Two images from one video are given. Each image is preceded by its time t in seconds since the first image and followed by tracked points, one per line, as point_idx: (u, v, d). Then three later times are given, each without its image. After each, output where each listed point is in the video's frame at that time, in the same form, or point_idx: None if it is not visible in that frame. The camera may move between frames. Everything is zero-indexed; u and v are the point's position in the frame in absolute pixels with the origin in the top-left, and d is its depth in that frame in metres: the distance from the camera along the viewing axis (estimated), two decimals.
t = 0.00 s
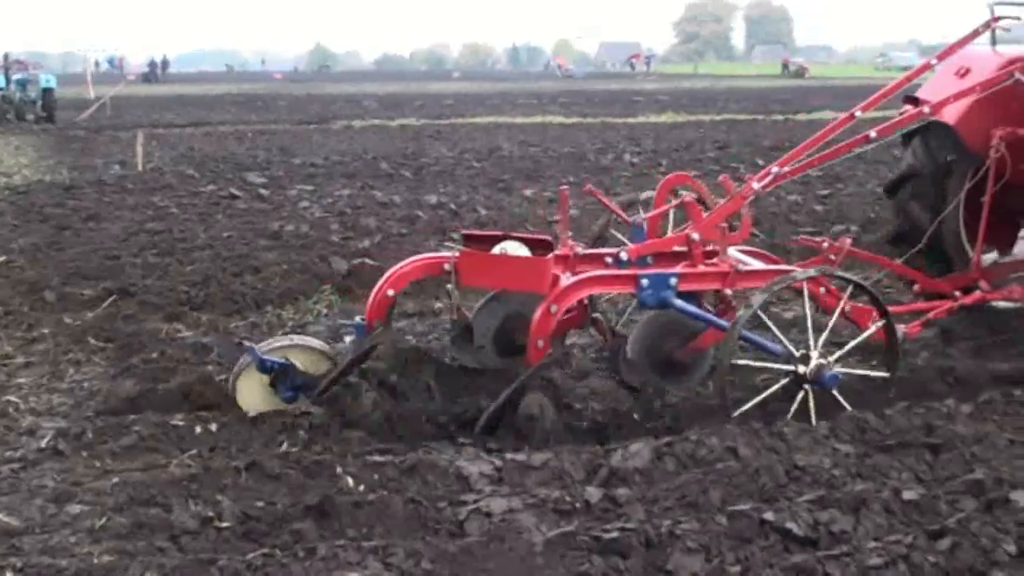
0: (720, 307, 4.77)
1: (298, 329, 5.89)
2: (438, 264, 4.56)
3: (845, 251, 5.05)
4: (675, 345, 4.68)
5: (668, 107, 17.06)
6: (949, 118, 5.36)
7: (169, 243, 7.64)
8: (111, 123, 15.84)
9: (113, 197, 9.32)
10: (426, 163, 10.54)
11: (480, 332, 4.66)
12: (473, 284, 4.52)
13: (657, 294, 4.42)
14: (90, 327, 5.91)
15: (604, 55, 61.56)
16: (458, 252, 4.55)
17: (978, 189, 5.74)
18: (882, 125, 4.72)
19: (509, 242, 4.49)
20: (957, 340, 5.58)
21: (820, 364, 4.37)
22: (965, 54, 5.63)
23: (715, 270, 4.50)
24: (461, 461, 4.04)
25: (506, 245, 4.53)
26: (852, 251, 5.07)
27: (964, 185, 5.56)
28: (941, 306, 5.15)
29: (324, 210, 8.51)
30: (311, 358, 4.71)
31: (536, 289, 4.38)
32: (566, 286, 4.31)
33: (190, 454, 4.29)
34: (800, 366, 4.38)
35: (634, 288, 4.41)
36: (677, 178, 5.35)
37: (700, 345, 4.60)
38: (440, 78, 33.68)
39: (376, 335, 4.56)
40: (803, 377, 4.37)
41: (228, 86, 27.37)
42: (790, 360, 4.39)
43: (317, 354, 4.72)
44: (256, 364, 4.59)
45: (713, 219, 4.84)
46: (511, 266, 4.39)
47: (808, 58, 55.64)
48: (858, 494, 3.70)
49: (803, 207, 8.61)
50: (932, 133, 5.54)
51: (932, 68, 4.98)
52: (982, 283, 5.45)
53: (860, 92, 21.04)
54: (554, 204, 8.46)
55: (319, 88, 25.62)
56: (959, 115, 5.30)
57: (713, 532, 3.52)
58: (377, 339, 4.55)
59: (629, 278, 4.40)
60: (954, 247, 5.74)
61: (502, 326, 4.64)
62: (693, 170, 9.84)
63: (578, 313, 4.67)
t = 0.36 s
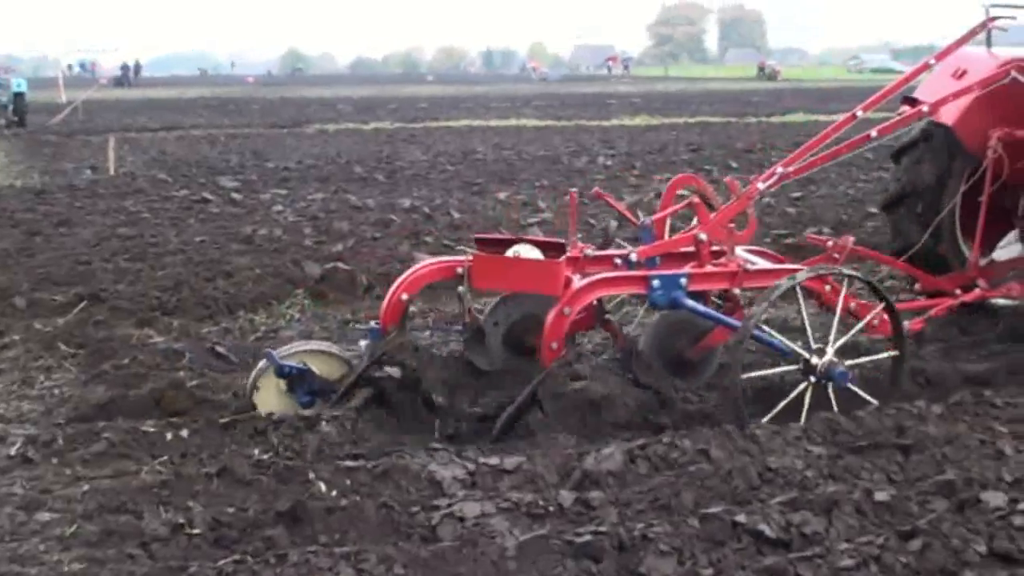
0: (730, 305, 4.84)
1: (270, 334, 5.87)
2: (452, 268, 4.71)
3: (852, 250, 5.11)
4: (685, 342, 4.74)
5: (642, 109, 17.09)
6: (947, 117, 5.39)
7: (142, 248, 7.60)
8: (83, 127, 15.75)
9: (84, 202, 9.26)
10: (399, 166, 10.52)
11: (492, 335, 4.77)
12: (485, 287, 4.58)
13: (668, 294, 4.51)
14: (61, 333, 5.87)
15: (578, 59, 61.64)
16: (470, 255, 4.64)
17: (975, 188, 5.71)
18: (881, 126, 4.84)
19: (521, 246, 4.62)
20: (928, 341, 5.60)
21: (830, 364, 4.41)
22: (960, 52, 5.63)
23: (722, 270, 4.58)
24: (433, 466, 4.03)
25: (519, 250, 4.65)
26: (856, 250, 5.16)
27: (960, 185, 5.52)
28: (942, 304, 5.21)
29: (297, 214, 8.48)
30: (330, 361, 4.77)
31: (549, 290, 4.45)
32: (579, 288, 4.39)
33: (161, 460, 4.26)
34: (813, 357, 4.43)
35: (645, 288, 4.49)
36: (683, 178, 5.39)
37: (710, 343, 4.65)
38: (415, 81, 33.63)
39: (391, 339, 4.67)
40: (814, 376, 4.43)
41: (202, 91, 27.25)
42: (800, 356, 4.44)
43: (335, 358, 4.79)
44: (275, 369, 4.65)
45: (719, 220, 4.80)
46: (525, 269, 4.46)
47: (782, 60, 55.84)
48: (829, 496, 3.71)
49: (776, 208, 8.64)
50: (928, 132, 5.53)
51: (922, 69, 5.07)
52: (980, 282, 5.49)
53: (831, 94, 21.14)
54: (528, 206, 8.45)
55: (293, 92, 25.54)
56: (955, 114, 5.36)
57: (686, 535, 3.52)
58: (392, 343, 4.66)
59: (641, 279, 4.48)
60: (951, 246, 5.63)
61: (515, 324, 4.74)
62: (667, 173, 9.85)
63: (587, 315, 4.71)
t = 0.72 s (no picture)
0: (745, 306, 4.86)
1: (247, 338, 5.85)
2: (472, 271, 4.71)
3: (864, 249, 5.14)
4: (699, 344, 4.81)
5: (619, 111, 17.12)
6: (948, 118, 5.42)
7: (118, 251, 7.56)
8: (60, 130, 15.68)
9: (60, 205, 9.21)
10: (377, 168, 10.51)
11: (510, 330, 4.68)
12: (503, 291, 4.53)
13: (685, 296, 4.51)
14: (35, 336, 5.84)
15: (557, 61, 61.72)
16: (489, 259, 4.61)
17: (976, 188, 5.75)
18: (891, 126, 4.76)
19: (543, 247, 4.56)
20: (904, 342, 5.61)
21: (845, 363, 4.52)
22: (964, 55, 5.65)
23: (738, 271, 4.58)
24: (410, 469, 4.02)
25: (539, 252, 4.63)
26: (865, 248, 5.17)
27: (961, 186, 5.60)
28: (949, 301, 5.23)
29: (274, 217, 8.46)
30: (353, 365, 4.76)
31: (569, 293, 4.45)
32: (597, 291, 4.40)
33: (136, 464, 4.24)
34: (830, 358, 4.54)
35: (662, 291, 4.49)
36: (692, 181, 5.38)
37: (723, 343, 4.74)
38: (394, 83, 33.61)
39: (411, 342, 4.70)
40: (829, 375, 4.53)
41: (179, 93, 27.14)
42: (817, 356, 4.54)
43: (358, 361, 4.78)
44: (299, 372, 4.64)
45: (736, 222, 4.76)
46: (545, 272, 4.45)
47: (759, 62, 56.03)
48: (805, 497, 3.72)
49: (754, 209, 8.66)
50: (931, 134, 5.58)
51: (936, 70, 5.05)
52: (981, 281, 5.48)
53: (807, 96, 21.24)
54: (507, 208, 8.45)
55: (271, 94, 25.49)
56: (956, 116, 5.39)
57: (662, 537, 3.53)
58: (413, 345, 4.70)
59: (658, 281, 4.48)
60: (951, 246, 5.72)
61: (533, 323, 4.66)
62: (645, 174, 9.87)
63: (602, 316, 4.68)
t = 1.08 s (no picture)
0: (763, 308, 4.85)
1: (224, 343, 5.82)
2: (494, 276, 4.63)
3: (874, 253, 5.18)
4: (716, 343, 4.86)
5: (597, 116, 17.13)
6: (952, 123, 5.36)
7: (93, 256, 7.52)
8: (35, 134, 15.58)
9: (36, 210, 9.16)
10: (355, 173, 10.48)
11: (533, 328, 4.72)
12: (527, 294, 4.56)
13: (705, 299, 4.50)
14: (9, 342, 5.80)
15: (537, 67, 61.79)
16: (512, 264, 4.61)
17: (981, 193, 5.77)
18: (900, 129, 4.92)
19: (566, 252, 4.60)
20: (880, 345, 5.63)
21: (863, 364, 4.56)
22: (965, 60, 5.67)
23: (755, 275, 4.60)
24: (386, 475, 4.01)
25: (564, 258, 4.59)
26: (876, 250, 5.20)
27: (964, 192, 5.60)
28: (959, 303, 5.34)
29: (251, 221, 8.44)
30: (378, 369, 4.71)
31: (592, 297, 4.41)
32: (620, 294, 4.37)
33: (110, 471, 4.21)
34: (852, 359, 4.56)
35: (682, 294, 4.50)
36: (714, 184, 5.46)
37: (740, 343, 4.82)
38: (372, 87, 33.57)
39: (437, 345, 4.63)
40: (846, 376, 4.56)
41: (156, 97, 27.01)
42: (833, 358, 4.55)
43: (382, 365, 4.73)
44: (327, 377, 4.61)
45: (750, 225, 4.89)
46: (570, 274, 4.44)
47: (737, 67, 56.18)
48: (781, 502, 3.73)
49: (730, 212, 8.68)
50: (935, 139, 5.51)
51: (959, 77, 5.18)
52: (985, 282, 5.58)
53: (784, 100, 21.30)
54: (485, 213, 8.45)
55: (250, 98, 25.44)
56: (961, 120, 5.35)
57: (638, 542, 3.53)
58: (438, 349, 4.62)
59: (678, 285, 4.49)
60: (955, 247, 5.75)
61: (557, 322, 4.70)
62: (623, 179, 9.88)
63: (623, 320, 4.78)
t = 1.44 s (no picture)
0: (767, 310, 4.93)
1: (191, 352, 5.79)
2: (504, 282, 4.75)
3: (874, 255, 5.29)
4: (721, 344, 4.78)
5: (569, 122, 17.15)
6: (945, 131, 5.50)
7: (60, 265, 7.46)
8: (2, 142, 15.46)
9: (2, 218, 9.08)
10: (324, 180, 10.45)
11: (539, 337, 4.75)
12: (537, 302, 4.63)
13: (711, 304, 4.58)
14: None
15: (508, 74, 61.83)
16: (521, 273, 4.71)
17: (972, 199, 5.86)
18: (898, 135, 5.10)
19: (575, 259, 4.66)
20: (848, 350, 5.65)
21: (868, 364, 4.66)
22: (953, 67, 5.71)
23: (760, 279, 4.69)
24: (353, 484, 3.99)
25: (574, 265, 4.62)
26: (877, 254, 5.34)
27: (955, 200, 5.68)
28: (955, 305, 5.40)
29: (220, 229, 8.40)
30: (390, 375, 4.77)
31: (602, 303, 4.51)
32: (628, 300, 4.47)
33: (76, 481, 4.17)
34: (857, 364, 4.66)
35: (689, 299, 4.57)
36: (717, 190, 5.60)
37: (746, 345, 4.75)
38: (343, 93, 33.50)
39: (450, 351, 4.72)
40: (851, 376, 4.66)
41: (126, 104, 26.86)
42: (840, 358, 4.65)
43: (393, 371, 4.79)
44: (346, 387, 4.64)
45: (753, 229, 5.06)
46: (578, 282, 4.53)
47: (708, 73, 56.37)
48: (749, 508, 3.73)
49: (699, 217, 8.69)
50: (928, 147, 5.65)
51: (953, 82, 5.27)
52: (975, 287, 5.60)
53: (753, 108, 21.39)
54: (455, 220, 8.44)
55: (220, 104, 25.36)
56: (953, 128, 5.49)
57: (606, 549, 3.53)
58: (452, 356, 4.71)
59: (685, 290, 4.55)
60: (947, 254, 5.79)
61: (562, 330, 4.72)
62: (594, 185, 9.88)
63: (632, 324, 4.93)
